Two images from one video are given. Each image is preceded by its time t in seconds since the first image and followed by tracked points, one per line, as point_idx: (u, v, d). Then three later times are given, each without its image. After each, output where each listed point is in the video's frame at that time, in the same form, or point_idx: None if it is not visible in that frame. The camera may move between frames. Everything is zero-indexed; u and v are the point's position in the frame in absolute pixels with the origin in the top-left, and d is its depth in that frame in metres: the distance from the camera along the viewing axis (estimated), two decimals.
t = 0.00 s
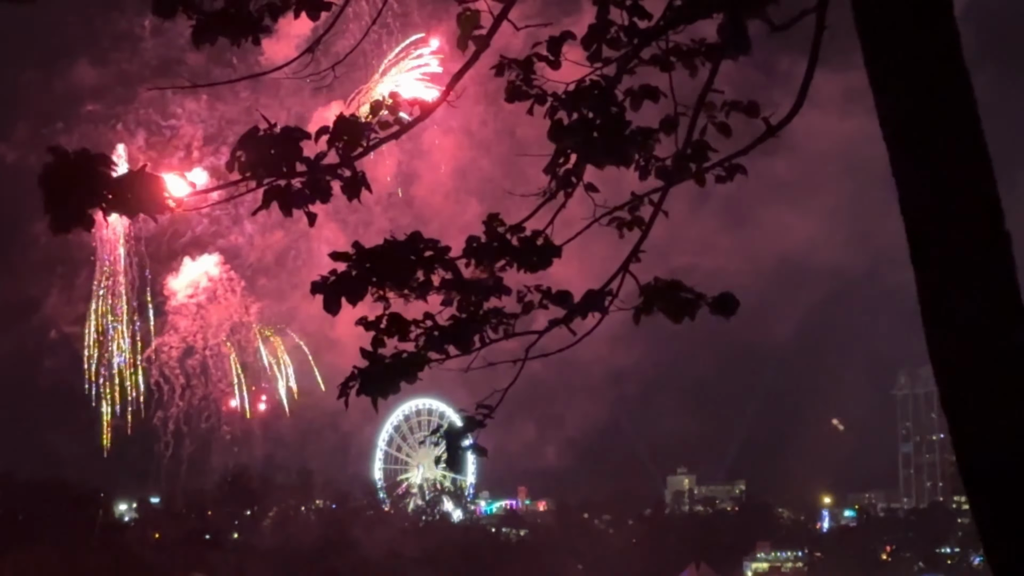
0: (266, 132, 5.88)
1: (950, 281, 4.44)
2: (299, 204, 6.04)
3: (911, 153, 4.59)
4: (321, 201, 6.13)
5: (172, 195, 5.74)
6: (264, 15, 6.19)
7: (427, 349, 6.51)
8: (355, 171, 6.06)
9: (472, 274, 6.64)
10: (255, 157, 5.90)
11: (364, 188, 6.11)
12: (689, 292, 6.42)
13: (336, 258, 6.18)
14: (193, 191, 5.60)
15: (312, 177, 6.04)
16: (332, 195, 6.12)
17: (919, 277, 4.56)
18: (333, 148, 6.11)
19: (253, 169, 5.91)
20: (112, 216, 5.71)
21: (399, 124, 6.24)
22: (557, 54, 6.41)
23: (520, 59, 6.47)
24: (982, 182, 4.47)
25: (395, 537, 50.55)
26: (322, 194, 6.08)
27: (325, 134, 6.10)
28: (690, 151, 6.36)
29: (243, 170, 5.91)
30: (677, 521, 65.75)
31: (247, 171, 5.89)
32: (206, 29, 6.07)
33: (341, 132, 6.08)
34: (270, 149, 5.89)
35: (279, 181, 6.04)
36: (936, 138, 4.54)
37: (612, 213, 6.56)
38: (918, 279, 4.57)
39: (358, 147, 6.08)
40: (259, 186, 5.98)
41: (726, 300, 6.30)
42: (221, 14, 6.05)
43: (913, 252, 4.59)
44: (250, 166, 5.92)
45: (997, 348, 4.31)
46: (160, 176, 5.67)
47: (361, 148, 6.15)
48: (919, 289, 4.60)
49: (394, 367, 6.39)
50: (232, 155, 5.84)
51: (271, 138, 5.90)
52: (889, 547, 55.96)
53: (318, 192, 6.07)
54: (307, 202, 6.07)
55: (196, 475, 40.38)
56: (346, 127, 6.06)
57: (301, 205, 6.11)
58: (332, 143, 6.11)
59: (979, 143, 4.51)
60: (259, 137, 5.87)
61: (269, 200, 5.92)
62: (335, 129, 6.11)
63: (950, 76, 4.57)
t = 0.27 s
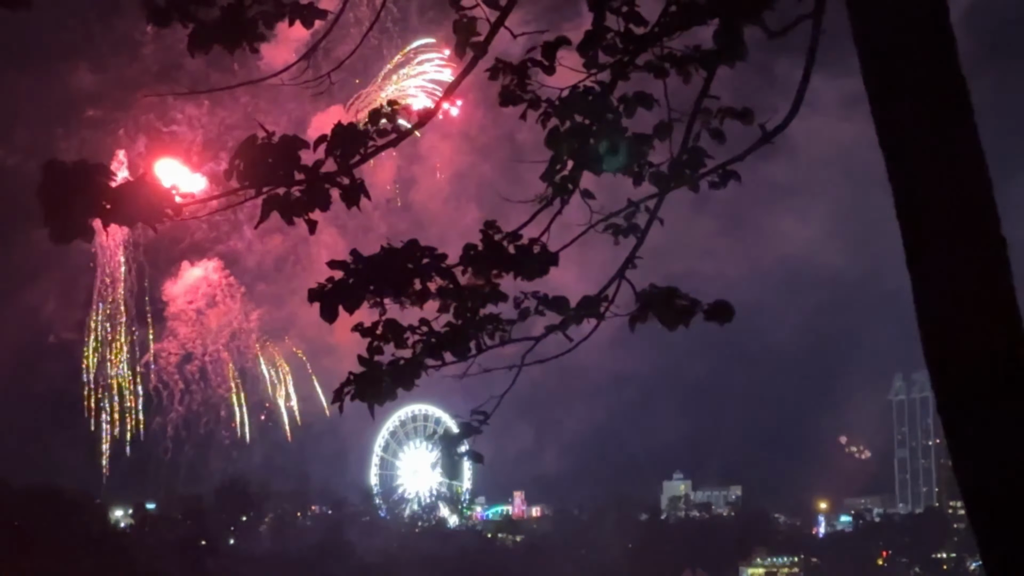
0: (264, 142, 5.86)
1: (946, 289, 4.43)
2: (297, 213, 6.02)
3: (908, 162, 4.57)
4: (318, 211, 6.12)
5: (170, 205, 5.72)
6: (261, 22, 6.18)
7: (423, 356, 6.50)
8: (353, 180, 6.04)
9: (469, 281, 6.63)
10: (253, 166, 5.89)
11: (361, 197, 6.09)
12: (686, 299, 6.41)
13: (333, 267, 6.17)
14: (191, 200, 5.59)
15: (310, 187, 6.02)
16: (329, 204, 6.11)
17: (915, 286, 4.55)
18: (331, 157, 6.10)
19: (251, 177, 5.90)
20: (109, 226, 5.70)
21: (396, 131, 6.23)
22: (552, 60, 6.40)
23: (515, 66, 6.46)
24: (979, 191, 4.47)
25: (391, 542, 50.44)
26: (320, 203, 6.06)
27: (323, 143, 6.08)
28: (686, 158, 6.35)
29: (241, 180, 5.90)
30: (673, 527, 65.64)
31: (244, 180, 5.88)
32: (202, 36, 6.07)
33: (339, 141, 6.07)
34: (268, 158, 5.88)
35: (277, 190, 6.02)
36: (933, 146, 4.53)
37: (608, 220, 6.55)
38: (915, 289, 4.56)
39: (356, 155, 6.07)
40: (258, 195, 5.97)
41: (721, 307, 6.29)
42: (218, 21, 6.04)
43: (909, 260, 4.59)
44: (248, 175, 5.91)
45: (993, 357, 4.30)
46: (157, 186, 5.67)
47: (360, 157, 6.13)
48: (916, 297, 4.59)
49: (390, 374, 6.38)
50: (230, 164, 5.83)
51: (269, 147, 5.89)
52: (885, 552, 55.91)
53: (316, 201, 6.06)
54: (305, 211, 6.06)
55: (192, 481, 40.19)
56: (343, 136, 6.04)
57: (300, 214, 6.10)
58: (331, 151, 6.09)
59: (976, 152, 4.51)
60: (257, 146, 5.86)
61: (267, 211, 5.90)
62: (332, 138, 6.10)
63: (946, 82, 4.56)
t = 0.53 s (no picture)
0: (258, 150, 5.86)
1: (938, 295, 4.43)
2: (291, 221, 6.01)
3: (904, 168, 4.57)
4: (311, 218, 6.10)
5: (163, 213, 5.71)
6: (255, 29, 6.16)
7: (418, 362, 6.49)
8: (347, 188, 6.03)
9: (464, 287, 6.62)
10: (247, 173, 5.88)
11: (355, 205, 6.08)
12: (681, 304, 6.39)
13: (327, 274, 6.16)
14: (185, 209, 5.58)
15: (303, 194, 6.00)
16: (323, 213, 6.10)
17: (911, 292, 4.54)
18: (325, 164, 6.09)
19: (244, 185, 5.88)
20: (102, 235, 5.68)
21: (390, 139, 6.22)
22: (548, 65, 6.40)
23: (511, 70, 6.46)
24: (975, 196, 4.46)
25: (387, 548, 50.38)
26: (314, 210, 6.05)
27: (316, 151, 6.07)
28: (682, 163, 6.35)
29: (235, 187, 5.89)
30: (669, 533, 65.60)
31: (238, 188, 5.86)
32: (196, 43, 6.05)
33: (332, 149, 6.06)
34: (262, 165, 5.86)
35: (271, 198, 6.01)
36: (929, 150, 4.52)
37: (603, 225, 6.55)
38: (910, 295, 4.55)
39: (350, 163, 6.06)
40: (251, 203, 5.95)
41: (717, 313, 6.28)
42: (211, 30, 6.03)
43: (905, 265, 4.58)
44: (242, 183, 5.90)
45: (990, 364, 4.29)
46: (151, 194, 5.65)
47: (353, 165, 6.11)
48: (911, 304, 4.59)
49: (384, 379, 6.36)
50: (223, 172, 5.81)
51: (263, 155, 5.87)
52: (882, 558, 55.91)
53: (310, 208, 6.04)
54: (298, 218, 6.04)
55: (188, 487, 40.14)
56: (337, 143, 6.03)
57: (294, 222, 6.08)
58: (324, 159, 6.08)
59: (972, 157, 4.50)
60: (251, 154, 5.84)
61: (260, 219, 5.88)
62: (326, 147, 6.09)
63: (942, 91, 4.55)
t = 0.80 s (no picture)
0: (253, 150, 5.84)
1: (933, 302, 4.42)
2: (285, 222, 5.99)
3: (900, 171, 4.56)
4: (306, 220, 6.08)
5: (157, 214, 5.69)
6: (250, 31, 6.14)
7: (413, 366, 6.47)
8: (342, 190, 6.01)
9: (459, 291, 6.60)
10: (242, 175, 5.86)
11: (349, 207, 6.06)
12: (677, 308, 6.38)
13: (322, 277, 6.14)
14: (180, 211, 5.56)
15: (298, 196, 5.99)
16: (317, 215, 6.08)
17: (906, 297, 4.53)
18: (320, 167, 6.07)
19: (239, 187, 5.87)
20: (96, 236, 5.66)
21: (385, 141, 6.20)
22: (545, 68, 6.39)
23: (507, 74, 6.45)
24: (970, 201, 4.45)
25: (383, 552, 50.29)
26: (308, 211, 6.03)
27: (311, 153, 6.06)
28: (678, 167, 6.34)
29: (229, 188, 5.87)
30: (665, 537, 65.56)
31: (232, 189, 5.84)
32: (191, 44, 6.03)
33: (327, 151, 6.04)
34: (257, 167, 5.84)
35: (265, 199, 5.99)
36: (924, 154, 4.51)
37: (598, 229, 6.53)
38: (905, 299, 4.54)
39: (344, 165, 6.04)
40: (246, 204, 5.93)
41: (712, 317, 6.26)
42: (206, 32, 6.00)
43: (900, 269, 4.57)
44: (237, 184, 5.88)
45: (985, 368, 4.28)
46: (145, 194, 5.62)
47: (347, 167, 6.10)
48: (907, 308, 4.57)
49: (379, 382, 6.34)
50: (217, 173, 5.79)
51: (258, 156, 5.85)
52: (878, 562, 55.94)
53: (304, 209, 6.02)
54: (293, 220, 6.03)
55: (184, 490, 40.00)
56: (331, 146, 6.01)
57: (288, 224, 6.06)
58: (319, 161, 6.06)
59: (967, 162, 4.49)
60: (246, 154, 5.82)
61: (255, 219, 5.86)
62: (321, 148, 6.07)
63: (938, 94, 4.55)
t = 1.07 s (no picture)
0: (257, 152, 5.86)
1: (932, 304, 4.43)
2: (287, 224, 6.01)
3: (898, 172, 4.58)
4: (309, 222, 6.11)
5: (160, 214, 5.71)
6: (250, 34, 6.17)
7: (414, 368, 6.50)
8: (343, 192, 6.03)
9: (460, 294, 6.61)
10: (243, 176, 5.88)
11: (351, 208, 6.08)
12: (678, 310, 6.40)
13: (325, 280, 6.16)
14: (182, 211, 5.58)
15: (300, 198, 6.01)
16: (318, 216, 6.10)
17: (906, 299, 4.55)
18: (321, 168, 6.09)
19: (241, 189, 5.90)
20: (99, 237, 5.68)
21: (386, 143, 6.22)
22: (546, 71, 6.41)
23: (506, 79, 6.48)
24: (969, 203, 4.47)
25: (383, 553, 50.27)
26: (310, 214, 6.05)
27: (312, 155, 6.07)
28: (677, 170, 6.36)
29: (232, 190, 5.89)
30: (664, 539, 65.59)
31: (235, 192, 5.87)
32: (194, 47, 6.05)
33: (328, 153, 6.06)
34: (260, 169, 5.87)
35: (266, 201, 6.01)
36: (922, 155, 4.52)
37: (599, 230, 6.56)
38: (905, 301, 4.56)
39: (346, 167, 6.06)
40: (248, 207, 5.96)
41: (713, 318, 6.28)
42: (205, 35, 6.03)
43: (899, 272, 4.59)
44: (238, 187, 5.90)
45: (982, 369, 4.29)
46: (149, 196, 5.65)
47: (349, 168, 6.11)
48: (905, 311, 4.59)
49: (380, 386, 6.36)
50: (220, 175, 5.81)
51: (261, 157, 5.87)
52: (876, 563, 56.04)
53: (306, 212, 6.04)
54: (295, 222, 6.04)
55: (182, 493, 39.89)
56: (333, 148, 6.03)
57: (290, 225, 6.08)
58: (320, 164, 6.08)
59: (966, 164, 4.51)
60: (248, 157, 5.84)
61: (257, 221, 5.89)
62: (321, 150, 6.08)
63: (934, 95, 4.58)
